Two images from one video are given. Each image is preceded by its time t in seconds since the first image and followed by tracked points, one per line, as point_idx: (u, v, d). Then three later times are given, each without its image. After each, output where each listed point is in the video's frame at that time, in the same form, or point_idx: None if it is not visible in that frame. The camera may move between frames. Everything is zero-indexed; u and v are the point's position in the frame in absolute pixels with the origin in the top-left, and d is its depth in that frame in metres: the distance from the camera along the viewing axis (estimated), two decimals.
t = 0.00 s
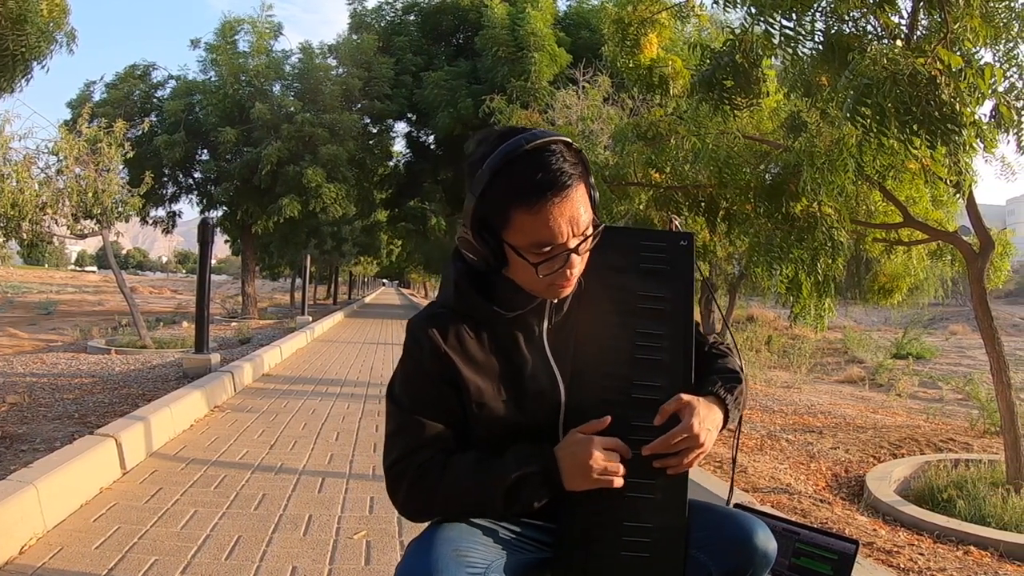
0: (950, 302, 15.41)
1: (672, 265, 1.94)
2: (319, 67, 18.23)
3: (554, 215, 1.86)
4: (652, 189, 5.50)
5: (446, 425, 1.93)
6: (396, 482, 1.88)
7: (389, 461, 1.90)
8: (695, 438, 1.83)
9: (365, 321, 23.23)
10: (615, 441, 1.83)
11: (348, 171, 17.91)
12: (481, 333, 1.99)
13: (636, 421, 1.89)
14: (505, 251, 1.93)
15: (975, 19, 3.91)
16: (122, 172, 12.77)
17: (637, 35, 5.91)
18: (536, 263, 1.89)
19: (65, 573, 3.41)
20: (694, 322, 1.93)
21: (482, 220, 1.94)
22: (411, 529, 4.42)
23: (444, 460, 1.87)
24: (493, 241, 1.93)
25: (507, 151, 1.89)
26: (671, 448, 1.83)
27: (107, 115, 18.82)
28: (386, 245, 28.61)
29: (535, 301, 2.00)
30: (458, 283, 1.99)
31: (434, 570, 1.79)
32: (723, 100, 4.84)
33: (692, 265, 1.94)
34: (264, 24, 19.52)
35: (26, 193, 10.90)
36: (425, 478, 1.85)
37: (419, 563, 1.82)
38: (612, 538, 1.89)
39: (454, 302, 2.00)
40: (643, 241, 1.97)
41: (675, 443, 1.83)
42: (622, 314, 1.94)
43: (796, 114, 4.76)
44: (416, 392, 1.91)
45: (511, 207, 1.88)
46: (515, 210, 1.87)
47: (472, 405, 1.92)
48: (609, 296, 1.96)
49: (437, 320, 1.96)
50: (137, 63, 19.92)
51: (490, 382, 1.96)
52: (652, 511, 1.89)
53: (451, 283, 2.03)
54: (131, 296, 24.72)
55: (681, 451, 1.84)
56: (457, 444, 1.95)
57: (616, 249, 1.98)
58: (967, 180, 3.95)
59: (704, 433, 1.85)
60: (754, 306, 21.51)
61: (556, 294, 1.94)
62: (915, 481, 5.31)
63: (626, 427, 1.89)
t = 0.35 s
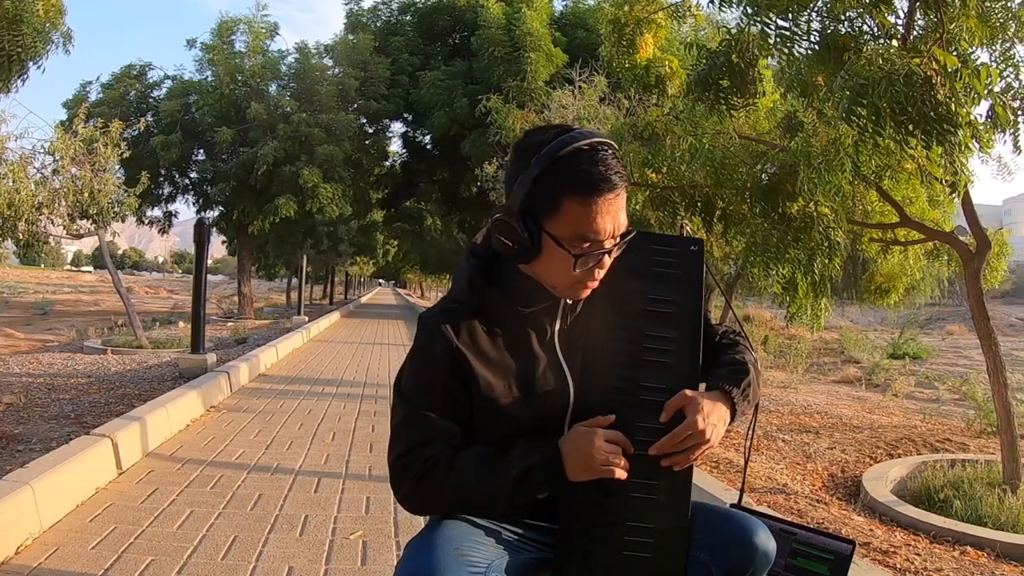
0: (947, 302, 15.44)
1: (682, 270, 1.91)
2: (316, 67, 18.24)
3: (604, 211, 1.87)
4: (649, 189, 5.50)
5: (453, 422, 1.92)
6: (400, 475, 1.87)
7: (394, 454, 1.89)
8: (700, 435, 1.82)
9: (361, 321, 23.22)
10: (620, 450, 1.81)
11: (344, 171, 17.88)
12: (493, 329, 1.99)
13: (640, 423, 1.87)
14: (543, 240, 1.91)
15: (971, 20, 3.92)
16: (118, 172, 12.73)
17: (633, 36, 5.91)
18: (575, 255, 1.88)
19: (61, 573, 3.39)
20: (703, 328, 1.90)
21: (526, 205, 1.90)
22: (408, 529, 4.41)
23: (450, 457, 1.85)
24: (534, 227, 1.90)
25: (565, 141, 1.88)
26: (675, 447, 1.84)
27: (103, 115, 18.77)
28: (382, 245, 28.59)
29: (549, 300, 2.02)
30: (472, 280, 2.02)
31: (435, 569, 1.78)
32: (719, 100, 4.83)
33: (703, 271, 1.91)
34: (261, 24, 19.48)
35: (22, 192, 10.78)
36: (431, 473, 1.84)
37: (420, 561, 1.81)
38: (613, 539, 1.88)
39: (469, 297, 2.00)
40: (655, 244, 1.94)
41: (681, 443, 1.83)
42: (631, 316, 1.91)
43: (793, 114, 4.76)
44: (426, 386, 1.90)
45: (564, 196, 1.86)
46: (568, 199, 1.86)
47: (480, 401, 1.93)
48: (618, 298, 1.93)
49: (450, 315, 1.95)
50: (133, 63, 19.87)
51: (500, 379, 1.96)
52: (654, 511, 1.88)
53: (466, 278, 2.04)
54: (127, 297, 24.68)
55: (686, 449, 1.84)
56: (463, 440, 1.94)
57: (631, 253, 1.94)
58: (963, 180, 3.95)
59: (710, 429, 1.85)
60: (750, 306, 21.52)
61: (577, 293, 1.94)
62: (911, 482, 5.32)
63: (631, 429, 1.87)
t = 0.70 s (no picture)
0: (943, 302, 15.49)
1: (686, 273, 1.90)
2: (312, 67, 18.24)
3: (635, 214, 1.88)
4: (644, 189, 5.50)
5: (452, 423, 1.93)
6: (403, 476, 1.88)
7: (395, 455, 1.90)
8: (702, 449, 1.82)
9: (358, 321, 23.20)
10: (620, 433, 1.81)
11: (341, 171, 17.85)
12: (498, 332, 1.98)
13: (643, 424, 1.85)
14: (570, 236, 1.88)
15: (967, 19, 3.91)
16: (115, 172, 12.70)
17: (629, 35, 5.89)
18: (602, 254, 1.87)
19: (57, 573, 3.37)
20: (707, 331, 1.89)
21: (558, 200, 1.88)
22: (404, 529, 4.39)
23: (449, 457, 1.87)
24: (565, 222, 1.87)
25: (604, 147, 1.90)
26: (677, 457, 1.82)
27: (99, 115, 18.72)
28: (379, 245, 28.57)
29: (555, 304, 2.01)
30: (480, 280, 2.02)
31: (434, 567, 1.77)
32: (715, 99, 4.83)
33: (707, 274, 1.90)
34: (257, 24, 19.45)
35: (18, 193, 10.73)
36: (430, 473, 1.85)
37: (418, 560, 1.80)
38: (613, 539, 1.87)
39: (476, 299, 2.00)
40: (660, 247, 1.93)
41: (683, 455, 1.82)
42: (634, 319, 1.91)
43: (789, 114, 4.75)
44: (427, 387, 1.90)
45: (600, 195, 1.86)
46: (602, 198, 1.85)
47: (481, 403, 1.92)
48: (623, 302, 1.94)
49: (455, 317, 1.95)
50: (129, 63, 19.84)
51: (503, 381, 1.95)
52: (653, 512, 1.87)
53: (474, 279, 2.04)
54: (123, 297, 24.63)
55: (688, 461, 1.83)
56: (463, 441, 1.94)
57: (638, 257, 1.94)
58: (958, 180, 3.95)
59: (713, 445, 1.84)
60: (746, 306, 21.55)
61: (589, 295, 1.93)
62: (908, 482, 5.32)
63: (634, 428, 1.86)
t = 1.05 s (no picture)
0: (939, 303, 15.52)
1: (684, 274, 1.90)
2: (308, 67, 18.19)
3: (634, 207, 1.87)
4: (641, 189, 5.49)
5: (453, 420, 1.91)
6: (406, 475, 1.87)
7: (397, 455, 1.88)
8: (701, 455, 1.81)
9: (354, 321, 23.19)
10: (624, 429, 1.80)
11: (337, 171, 17.82)
12: (495, 331, 1.97)
13: (642, 423, 1.85)
14: (570, 231, 1.87)
15: (963, 19, 3.92)
16: (111, 172, 12.66)
17: (625, 35, 5.90)
18: (602, 247, 1.86)
19: (52, 573, 3.35)
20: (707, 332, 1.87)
21: (559, 194, 1.87)
22: (400, 529, 4.38)
23: (451, 454, 1.86)
24: (565, 216, 1.86)
25: (604, 141, 1.90)
26: (675, 461, 1.81)
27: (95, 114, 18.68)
28: (375, 245, 28.55)
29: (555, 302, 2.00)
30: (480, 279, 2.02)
31: (430, 568, 1.76)
32: (712, 99, 4.81)
33: (706, 275, 1.89)
34: (253, 24, 19.41)
35: (14, 193, 10.60)
36: (433, 473, 1.84)
37: (415, 560, 1.79)
38: (611, 539, 1.86)
39: (474, 296, 1.99)
40: (659, 247, 1.92)
41: (680, 459, 1.81)
42: (634, 318, 1.89)
43: (784, 114, 4.74)
44: (428, 385, 1.89)
45: (600, 187, 1.85)
46: (602, 190, 1.85)
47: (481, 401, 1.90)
48: (622, 302, 1.92)
49: (454, 314, 1.94)
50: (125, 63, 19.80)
51: (499, 380, 1.94)
52: (650, 513, 1.86)
53: (474, 277, 2.04)
54: (119, 297, 24.57)
55: (686, 466, 1.82)
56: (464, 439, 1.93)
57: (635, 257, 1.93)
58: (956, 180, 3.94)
59: (711, 452, 1.83)
60: (743, 306, 21.58)
61: (588, 292, 1.93)
62: (904, 482, 5.32)
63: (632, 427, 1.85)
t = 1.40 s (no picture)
0: (935, 303, 15.56)
1: (680, 272, 1.88)
2: (304, 67, 18.14)
3: (625, 204, 1.87)
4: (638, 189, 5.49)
5: (451, 419, 1.91)
6: (405, 474, 1.86)
7: (395, 454, 1.87)
8: (702, 437, 1.82)
9: (350, 321, 23.16)
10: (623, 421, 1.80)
11: (333, 171, 17.79)
12: (491, 329, 1.96)
13: (638, 423, 1.83)
14: (562, 228, 1.87)
15: (960, 19, 3.92)
16: (107, 172, 12.63)
17: (622, 35, 5.88)
18: (593, 244, 1.86)
19: (47, 573, 3.33)
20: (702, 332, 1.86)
21: (551, 191, 1.87)
22: (396, 530, 4.36)
23: (450, 451, 1.84)
24: (557, 213, 1.86)
25: (595, 138, 1.90)
26: (677, 446, 1.82)
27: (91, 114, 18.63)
28: (371, 245, 28.50)
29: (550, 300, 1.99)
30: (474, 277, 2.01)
31: (426, 569, 1.74)
32: (708, 100, 4.82)
33: (702, 274, 1.88)
34: (250, 24, 19.36)
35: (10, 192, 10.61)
36: (431, 472, 1.83)
37: (412, 560, 1.78)
38: (608, 539, 1.85)
39: (469, 294, 1.99)
40: (654, 246, 1.91)
41: (680, 445, 1.81)
42: (630, 317, 1.88)
43: (781, 114, 4.74)
44: (425, 384, 1.89)
45: (591, 185, 1.85)
46: (593, 188, 1.85)
47: (476, 400, 1.89)
48: (616, 301, 1.91)
49: (450, 313, 1.94)
50: (121, 63, 19.75)
51: (494, 378, 1.93)
52: (647, 512, 1.85)
53: (467, 276, 2.03)
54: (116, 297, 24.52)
55: (688, 449, 1.82)
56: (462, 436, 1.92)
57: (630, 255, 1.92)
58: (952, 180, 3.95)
59: (711, 434, 1.84)
60: (740, 305, 21.59)
61: (582, 289, 1.93)
62: (901, 482, 5.33)
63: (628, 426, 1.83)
